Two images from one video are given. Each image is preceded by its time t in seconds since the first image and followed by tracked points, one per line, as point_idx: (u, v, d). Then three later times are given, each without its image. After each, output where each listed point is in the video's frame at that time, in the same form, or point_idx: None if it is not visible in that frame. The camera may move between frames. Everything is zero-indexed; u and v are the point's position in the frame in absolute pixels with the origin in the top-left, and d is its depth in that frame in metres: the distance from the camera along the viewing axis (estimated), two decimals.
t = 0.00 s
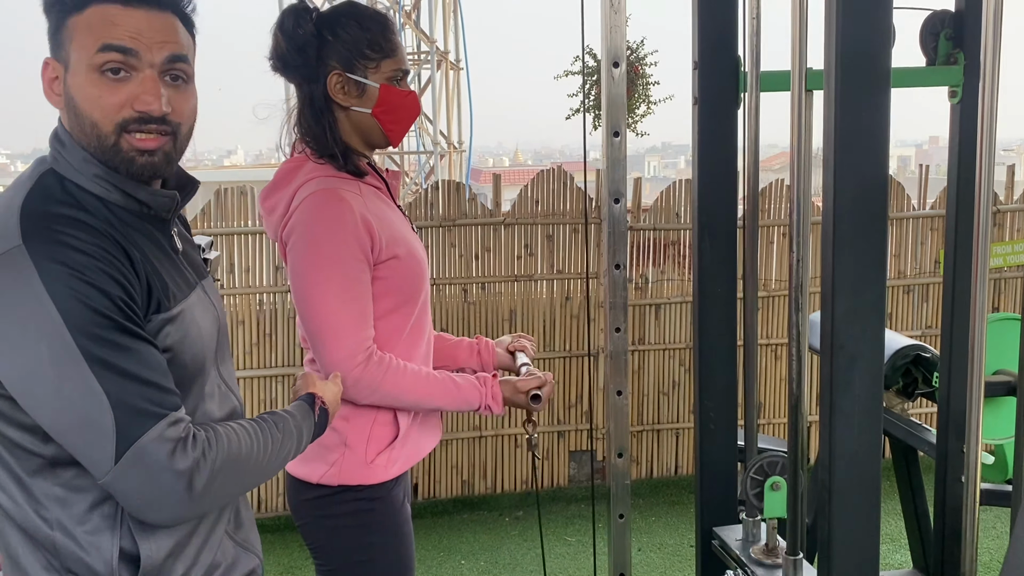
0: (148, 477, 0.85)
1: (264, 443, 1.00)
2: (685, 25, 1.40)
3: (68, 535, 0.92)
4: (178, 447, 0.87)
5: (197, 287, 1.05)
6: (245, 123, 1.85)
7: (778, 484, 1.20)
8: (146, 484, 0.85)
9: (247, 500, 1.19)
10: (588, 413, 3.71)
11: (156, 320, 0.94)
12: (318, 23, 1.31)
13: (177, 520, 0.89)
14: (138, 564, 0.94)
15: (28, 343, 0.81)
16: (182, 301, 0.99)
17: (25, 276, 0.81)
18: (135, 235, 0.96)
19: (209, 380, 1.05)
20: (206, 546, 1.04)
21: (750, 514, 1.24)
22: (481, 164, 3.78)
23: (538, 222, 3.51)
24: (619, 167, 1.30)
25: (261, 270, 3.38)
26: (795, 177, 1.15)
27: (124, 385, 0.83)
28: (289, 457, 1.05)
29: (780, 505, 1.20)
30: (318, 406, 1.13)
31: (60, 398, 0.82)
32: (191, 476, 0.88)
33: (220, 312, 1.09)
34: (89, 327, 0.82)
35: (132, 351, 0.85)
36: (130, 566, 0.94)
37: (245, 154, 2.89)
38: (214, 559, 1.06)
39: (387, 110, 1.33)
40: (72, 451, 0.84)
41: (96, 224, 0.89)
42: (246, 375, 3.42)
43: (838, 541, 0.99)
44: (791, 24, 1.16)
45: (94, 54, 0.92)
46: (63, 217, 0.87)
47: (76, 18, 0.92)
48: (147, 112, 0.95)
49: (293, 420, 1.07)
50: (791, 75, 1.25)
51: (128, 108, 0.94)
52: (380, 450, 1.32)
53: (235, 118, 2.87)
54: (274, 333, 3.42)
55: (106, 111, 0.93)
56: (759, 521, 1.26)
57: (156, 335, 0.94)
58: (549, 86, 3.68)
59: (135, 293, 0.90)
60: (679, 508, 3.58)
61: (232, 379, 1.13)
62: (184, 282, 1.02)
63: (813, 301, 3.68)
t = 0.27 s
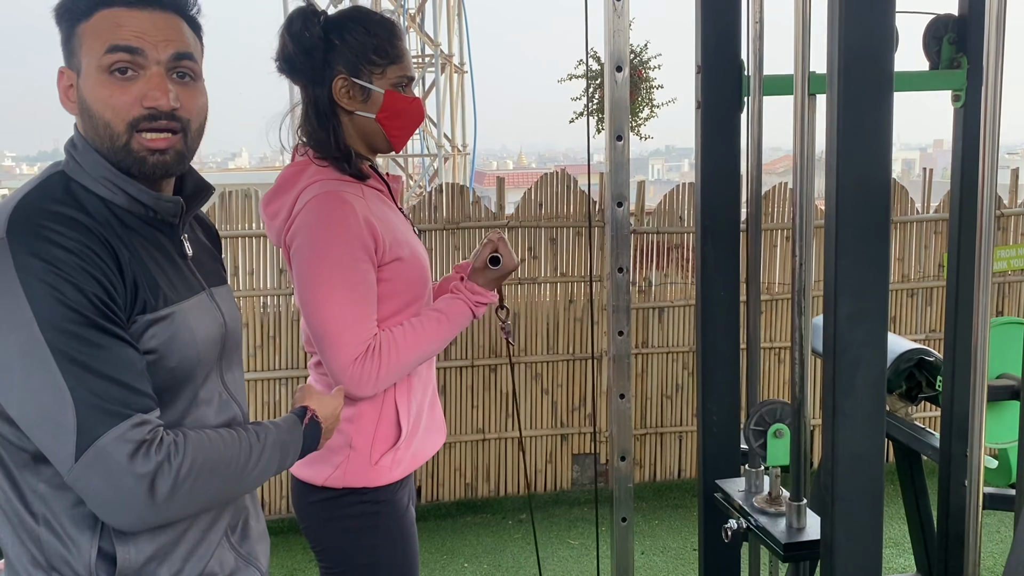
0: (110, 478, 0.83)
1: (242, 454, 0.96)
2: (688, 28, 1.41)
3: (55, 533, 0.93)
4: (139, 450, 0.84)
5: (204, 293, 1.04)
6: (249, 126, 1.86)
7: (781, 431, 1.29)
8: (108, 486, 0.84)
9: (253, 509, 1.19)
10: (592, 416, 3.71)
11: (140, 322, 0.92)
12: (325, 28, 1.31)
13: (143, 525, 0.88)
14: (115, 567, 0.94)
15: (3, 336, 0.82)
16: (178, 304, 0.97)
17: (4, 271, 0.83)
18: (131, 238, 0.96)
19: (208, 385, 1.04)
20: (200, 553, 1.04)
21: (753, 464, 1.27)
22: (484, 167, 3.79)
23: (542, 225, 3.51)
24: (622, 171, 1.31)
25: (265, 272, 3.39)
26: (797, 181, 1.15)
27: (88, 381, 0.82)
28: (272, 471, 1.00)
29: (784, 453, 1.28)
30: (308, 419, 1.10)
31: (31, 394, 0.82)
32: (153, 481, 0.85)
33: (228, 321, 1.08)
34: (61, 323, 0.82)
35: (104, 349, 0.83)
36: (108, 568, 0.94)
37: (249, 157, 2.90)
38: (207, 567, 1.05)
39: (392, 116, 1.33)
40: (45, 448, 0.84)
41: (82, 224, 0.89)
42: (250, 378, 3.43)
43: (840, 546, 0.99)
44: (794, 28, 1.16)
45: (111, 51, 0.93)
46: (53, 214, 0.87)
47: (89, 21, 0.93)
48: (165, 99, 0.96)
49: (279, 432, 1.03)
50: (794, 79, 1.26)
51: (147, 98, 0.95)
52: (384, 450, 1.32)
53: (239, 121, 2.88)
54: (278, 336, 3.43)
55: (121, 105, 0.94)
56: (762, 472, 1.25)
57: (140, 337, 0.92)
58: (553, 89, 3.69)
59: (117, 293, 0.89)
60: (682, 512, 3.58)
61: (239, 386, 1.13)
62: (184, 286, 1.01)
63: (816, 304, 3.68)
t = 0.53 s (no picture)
0: (116, 481, 0.84)
1: (248, 451, 0.96)
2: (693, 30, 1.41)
3: (62, 534, 0.93)
4: (145, 454, 0.84)
5: (209, 297, 1.04)
6: (255, 130, 1.86)
7: (786, 408, 1.26)
8: (116, 490, 0.84)
9: (258, 513, 1.20)
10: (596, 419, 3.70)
11: (145, 324, 0.92)
12: (331, 32, 1.32)
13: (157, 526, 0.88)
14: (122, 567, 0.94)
15: (6, 339, 0.82)
16: (181, 307, 0.98)
17: (7, 274, 0.83)
18: (135, 241, 0.96)
19: (216, 387, 1.04)
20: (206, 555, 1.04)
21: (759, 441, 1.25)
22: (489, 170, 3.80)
23: (547, 228, 3.52)
24: (627, 174, 1.31)
25: (271, 275, 3.40)
26: (802, 184, 1.15)
27: (93, 382, 0.83)
28: (280, 467, 1.00)
29: (789, 428, 1.25)
30: (314, 413, 1.11)
31: (35, 397, 0.83)
32: (159, 482, 0.86)
33: (233, 323, 1.08)
34: (62, 325, 0.82)
35: (106, 351, 0.84)
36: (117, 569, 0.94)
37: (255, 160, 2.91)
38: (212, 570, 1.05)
39: (395, 122, 1.33)
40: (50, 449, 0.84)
41: (86, 226, 0.90)
42: (255, 380, 3.44)
43: (845, 549, 0.98)
44: (800, 31, 1.16)
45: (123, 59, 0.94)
46: (54, 218, 0.88)
47: (109, 28, 0.94)
48: (172, 113, 0.97)
49: (285, 429, 1.03)
50: (799, 82, 1.26)
51: (152, 109, 0.95)
52: (392, 449, 1.32)
53: (244, 124, 2.89)
54: (283, 338, 3.44)
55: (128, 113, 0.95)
56: (767, 450, 1.25)
57: (145, 340, 0.92)
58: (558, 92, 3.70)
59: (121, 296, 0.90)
60: (686, 515, 3.57)
61: (244, 388, 1.13)
62: (188, 288, 1.01)
63: (821, 307, 3.68)
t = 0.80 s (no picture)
0: (124, 502, 0.84)
1: (254, 460, 0.97)
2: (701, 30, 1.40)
3: (70, 544, 0.93)
4: (151, 475, 0.84)
5: (206, 299, 1.04)
6: (262, 131, 1.86)
7: (795, 409, 1.22)
8: (124, 511, 0.84)
9: (264, 511, 1.20)
10: (602, 421, 3.69)
11: (148, 336, 0.92)
12: (340, 34, 1.32)
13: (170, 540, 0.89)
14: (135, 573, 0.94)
15: (9, 361, 0.81)
16: (180, 315, 0.97)
17: (9, 295, 0.82)
18: (135, 251, 0.95)
19: (217, 391, 1.04)
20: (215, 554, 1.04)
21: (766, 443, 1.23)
22: (495, 170, 3.80)
23: (553, 229, 3.51)
24: (635, 175, 1.30)
25: (277, 275, 3.40)
26: (811, 184, 1.15)
27: (101, 405, 0.82)
28: (287, 471, 1.01)
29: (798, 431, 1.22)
30: (320, 417, 1.11)
31: (34, 417, 0.82)
32: (167, 501, 0.86)
33: (231, 324, 1.08)
34: (64, 346, 0.81)
35: (111, 370, 0.83)
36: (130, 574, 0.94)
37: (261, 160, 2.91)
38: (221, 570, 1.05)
39: (403, 123, 1.33)
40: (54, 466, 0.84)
41: (90, 238, 0.89)
42: (262, 380, 3.44)
43: (854, 553, 0.98)
44: (809, 31, 1.16)
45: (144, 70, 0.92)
46: (52, 232, 0.87)
47: (170, 48, 0.93)
48: (201, 146, 0.96)
49: (289, 435, 1.04)
50: (808, 83, 1.25)
51: (185, 143, 0.95)
52: (401, 449, 1.32)
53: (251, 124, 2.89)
54: (289, 338, 3.44)
55: (156, 141, 0.94)
56: (775, 451, 1.24)
57: (147, 352, 0.92)
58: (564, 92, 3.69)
59: (123, 310, 0.89)
60: (693, 517, 3.56)
61: (244, 389, 1.13)
62: (187, 295, 1.00)
63: (829, 309, 3.66)
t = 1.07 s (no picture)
0: (132, 523, 0.84)
1: (260, 474, 0.97)
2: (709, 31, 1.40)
3: (77, 556, 0.93)
4: (159, 497, 0.84)
5: (206, 306, 1.05)
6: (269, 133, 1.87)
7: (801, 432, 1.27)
8: (132, 533, 0.84)
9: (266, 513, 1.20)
10: (608, 422, 3.69)
11: (155, 348, 0.93)
12: (347, 35, 1.32)
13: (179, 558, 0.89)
14: None
15: (17, 379, 0.81)
16: (184, 325, 0.98)
17: (17, 312, 0.81)
18: (139, 262, 0.95)
19: (219, 398, 1.05)
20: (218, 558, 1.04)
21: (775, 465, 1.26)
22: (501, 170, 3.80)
23: (559, 229, 3.51)
24: (642, 176, 1.30)
25: (284, 276, 3.40)
26: (819, 185, 1.14)
27: (111, 426, 0.82)
28: (293, 482, 1.02)
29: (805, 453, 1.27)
30: (326, 430, 1.10)
31: (42, 433, 0.81)
32: (176, 522, 0.86)
33: (230, 329, 1.09)
34: (73, 364, 0.81)
35: (121, 390, 0.83)
36: None
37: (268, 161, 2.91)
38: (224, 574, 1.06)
39: (410, 124, 1.33)
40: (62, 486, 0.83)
41: (100, 253, 0.89)
42: (268, 381, 3.45)
43: (861, 556, 0.97)
44: (817, 32, 1.15)
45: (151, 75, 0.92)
46: (59, 245, 0.86)
47: (187, 54, 0.93)
48: (212, 152, 0.97)
49: (293, 446, 1.04)
50: (815, 83, 1.25)
51: (195, 148, 0.95)
52: (407, 452, 1.32)
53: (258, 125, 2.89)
54: (296, 339, 3.45)
55: (167, 147, 0.94)
56: (782, 473, 1.24)
57: (153, 365, 0.93)
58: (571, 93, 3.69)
59: (131, 324, 0.89)
60: (699, 519, 3.56)
61: (244, 393, 1.13)
62: (189, 304, 1.01)
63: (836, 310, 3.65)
